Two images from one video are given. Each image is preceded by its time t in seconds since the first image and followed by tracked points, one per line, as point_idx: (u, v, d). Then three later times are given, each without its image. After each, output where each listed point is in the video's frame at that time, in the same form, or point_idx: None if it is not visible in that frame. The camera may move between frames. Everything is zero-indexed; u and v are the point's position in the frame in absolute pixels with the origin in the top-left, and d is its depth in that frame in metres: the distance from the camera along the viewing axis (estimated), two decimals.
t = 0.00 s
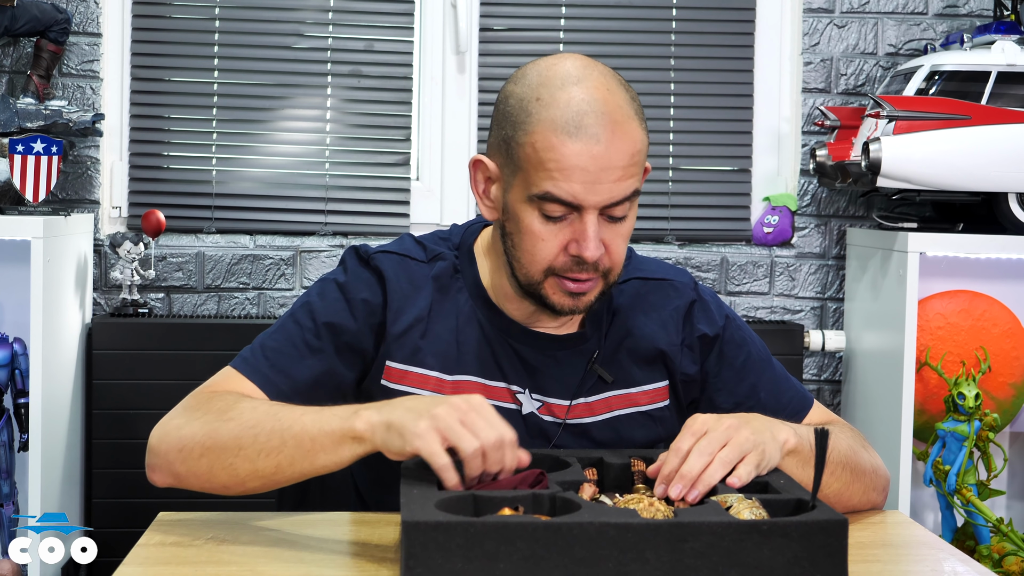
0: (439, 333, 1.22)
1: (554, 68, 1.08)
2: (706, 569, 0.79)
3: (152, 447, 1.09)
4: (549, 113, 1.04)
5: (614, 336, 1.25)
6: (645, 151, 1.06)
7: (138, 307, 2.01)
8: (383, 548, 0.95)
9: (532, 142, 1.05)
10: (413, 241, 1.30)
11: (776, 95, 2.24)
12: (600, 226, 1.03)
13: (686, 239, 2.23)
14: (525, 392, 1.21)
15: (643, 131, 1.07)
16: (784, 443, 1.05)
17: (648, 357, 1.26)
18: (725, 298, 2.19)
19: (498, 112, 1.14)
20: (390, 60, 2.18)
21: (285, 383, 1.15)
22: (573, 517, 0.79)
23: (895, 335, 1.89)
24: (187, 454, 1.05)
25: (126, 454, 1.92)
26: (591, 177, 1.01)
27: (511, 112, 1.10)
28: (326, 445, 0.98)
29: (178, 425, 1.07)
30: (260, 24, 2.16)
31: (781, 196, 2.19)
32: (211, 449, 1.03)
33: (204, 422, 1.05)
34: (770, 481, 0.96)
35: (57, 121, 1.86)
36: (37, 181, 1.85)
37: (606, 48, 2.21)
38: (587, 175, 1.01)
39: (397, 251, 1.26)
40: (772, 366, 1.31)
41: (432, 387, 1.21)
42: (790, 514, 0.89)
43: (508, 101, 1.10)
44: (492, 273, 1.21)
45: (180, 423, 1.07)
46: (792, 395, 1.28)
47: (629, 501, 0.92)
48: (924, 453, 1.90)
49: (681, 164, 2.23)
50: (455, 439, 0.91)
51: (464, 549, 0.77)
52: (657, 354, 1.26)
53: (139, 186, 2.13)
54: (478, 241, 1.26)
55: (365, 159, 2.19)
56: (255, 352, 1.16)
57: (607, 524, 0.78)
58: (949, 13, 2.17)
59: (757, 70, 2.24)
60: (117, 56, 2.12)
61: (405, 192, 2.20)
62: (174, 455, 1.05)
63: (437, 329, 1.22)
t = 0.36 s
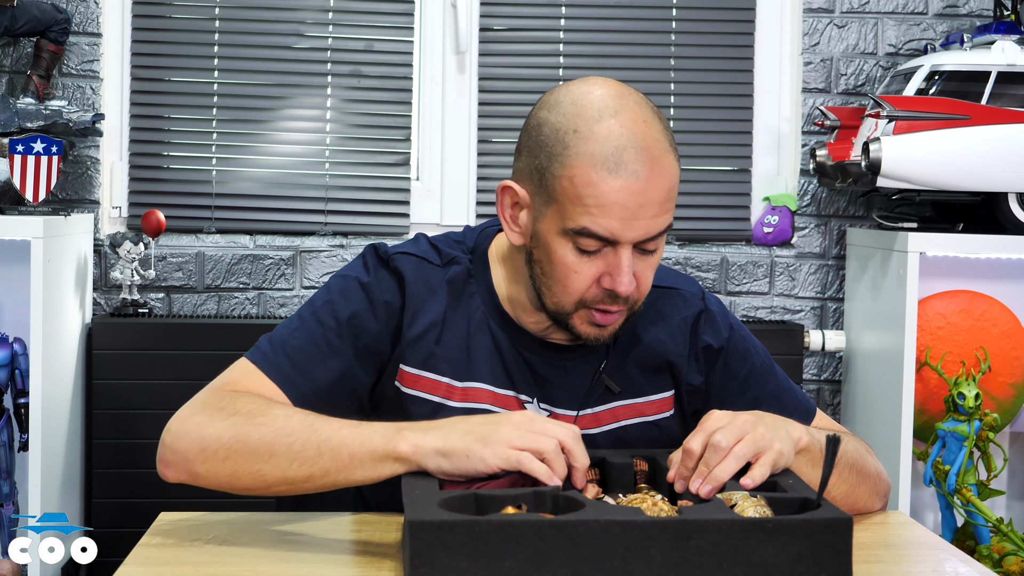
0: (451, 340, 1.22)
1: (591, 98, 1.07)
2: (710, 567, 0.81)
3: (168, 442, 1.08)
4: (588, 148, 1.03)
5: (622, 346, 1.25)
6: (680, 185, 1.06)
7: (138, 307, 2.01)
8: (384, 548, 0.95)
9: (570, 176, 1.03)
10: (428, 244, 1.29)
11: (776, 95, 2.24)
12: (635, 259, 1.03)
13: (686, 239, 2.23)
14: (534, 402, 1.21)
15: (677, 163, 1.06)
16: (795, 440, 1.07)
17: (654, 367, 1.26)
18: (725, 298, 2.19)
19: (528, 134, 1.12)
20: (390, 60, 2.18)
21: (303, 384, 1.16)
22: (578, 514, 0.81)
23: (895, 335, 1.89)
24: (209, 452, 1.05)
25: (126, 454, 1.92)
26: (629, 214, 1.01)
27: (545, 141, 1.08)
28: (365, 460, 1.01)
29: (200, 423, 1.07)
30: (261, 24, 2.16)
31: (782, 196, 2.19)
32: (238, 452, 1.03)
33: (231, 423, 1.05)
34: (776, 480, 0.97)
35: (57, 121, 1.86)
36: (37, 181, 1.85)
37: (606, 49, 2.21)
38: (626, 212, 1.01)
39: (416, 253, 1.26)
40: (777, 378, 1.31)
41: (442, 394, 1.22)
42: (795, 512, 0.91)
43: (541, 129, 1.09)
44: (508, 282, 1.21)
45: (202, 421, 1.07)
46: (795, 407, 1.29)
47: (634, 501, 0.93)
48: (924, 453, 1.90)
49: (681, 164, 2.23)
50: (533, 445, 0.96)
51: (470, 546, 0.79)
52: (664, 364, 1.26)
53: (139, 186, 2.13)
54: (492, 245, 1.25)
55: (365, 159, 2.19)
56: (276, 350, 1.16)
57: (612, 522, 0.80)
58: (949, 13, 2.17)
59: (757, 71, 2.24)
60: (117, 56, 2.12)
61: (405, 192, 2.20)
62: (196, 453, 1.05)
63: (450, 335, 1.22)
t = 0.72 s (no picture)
0: (459, 345, 1.23)
1: (616, 114, 1.07)
2: (715, 564, 0.81)
3: (166, 437, 1.09)
4: (617, 163, 1.03)
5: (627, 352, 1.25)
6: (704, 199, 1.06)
7: (138, 307, 2.01)
8: (384, 548, 0.95)
9: (598, 191, 1.04)
10: (438, 246, 1.29)
11: (776, 95, 2.24)
12: (661, 274, 1.03)
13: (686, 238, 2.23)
14: (539, 408, 1.22)
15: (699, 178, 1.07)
16: (792, 427, 1.07)
17: (657, 374, 1.27)
18: (725, 298, 2.19)
19: (549, 150, 1.13)
20: (390, 60, 2.18)
21: (308, 390, 1.16)
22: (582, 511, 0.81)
23: (895, 335, 1.89)
24: (206, 451, 1.05)
25: (126, 454, 1.92)
26: (658, 229, 1.01)
27: (570, 157, 1.08)
28: (362, 463, 1.01)
29: (197, 419, 1.07)
30: (261, 24, 2.16)
31: (782, 196, 2.19)
32: (234, 450, 1.04)
33: (229, 422, 1.05)
34: (778, 479, 0.97)
35: (57, 121, 1.86)
36: (37, 181, 1.85)
37: (606, 49, 2.21)
38: (656, 227, 1.01)
39: (425, 257, 1.26)
40: (782, 379, 1.30)
41: (448, 398, 1.22)
42: (798, 510, 0.91)
43: (566, 145, 1.09)
44: (518, 291, 1.21)
45: (200, 417, 1.07)
46: (801, 406, 1.28)
47: (637, 500, 0.93)
48: (924, 453, 1.90)
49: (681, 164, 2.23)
50: (529, 451, 0.95)
51: (476, 543, 0.79)
52: (667, 370, 1.27)
53: (139, 186, 2.13)
54: (502, 252, 1.26)
55: (365, 159, 2.19)
56: (283, 353, 1.15)
57: (617, 518, 0.80)
58: (949, 13, 2.17)
59: (757, 71, 2.24)
60: (117, 56, 2.12)
61: (405, 192, 2.20)
62: (193, 449, 1.06)
63: (456, 339, 1.23)
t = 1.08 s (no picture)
0: (464, 346, 1.22)
1: (638, 114, 1.08)
2: (714, 565, 0.81)
3: (169, 436, 1.09)
4: (640, 163, 1.03)
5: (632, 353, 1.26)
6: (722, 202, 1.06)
7: (138, 307, 2.01)
8: (384, 548, 0.95)
9: (620, 190, 1.03)
10: (444, 247, 1.29)
11: (776, 95, 2.24)
12: (677, 275, 1.04)
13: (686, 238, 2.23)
14: (543, 409, 1.22)
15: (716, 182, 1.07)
16: (793, 435, 1.07)
17: (663, 373, 1.27)
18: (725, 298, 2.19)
19: (569, 148, 1.13)
20: (390, 60, 2.18)
21: (312, 391, 1.16)
22: (581, 515, 0.81)
23: (895, 335, 1.89)
24: (210, 452, 1.05)
25: (126, 454, 1.92)
26: (678, 230, 1.01)
27: (591, 155, 1.08)
28: (365, 464, 1.01)
29: (201, 420, 1.07)
30: (261, 24, 2.16)
31: (782, 196, 2.19)
32: (238, 451, 1.04)
33: (232, 423, 1.05)
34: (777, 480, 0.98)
35: (57, 121, 1.86)
36: (37, 181, 1.85)
37: (606, 49, 2.21)
38: (676, 228, 1.01)
39: (431, 257, 1.26)
40: (787, 376, 1.31)
41: (452, 399, 1.22)
42: (797, 509, 0.91)
43: (588, 143, 1.09)
44: (525, 292, 1.22)
45: (203, 417, 1.07)
46: (806, 403, 1.29)
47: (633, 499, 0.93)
48: (925, 453, 1.90)
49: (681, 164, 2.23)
50: (532, 453, 0.96)
51: (474, 547, 0.79)
52: (673, 369, 1.27)
53: (139, 186, 2.13)
54: (508, 252, 1.26)
55: (365, 159, 2.19)
56: (287, 354, 1.15)
57: (616, 522, 0.80)
58: (949, 13, 2.17)
59: (757, 71, 2.24)
60: (117, 56, 2.12)
61: (405, 192, 2.20)
62: (196, 450, 1.06)
63: (461, 340, 1.22)
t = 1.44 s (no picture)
0: (466, 346, 1.22)
1: (647, 114, 1.07)
2: (714, 566, 0.81)
3: (170, 434, 1.09)
4: (650, 162, 1.03)
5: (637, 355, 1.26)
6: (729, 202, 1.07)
7: (138, 307, 2.01)
8: (385, 549, 0.95)
9: (629, 190, 1.03)
10: (447, 246, 1.29)
11: (776, 95, 2.24)
12: (685, 275, 1.04)
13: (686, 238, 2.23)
14: (545, 409, 1.22)
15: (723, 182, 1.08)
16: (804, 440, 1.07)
17: (668, 376, 1.27)
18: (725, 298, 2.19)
19: (577, 147, 1.12)
20: (390, 60, 2.18)
21: (313, 390, 1.16)
22: (582, 514, 0.81)
23: (895, 335, 1.89)
24: (210, 451, 1.05)
25: (126, 454, 1.92)
26: (688, 230, 1.01)
27: (600, 154, 1.08)
28: (364, 466, 1.01)
29: (202, 419, 1.07)
30: (261, 24, 2.16)
31: (781, 196, 2.19)
32: (238, 451, 1.04)
33: (233, 422, 1.05)
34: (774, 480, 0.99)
35: (57, 121, 1.86)
36: (37, 181, 1.85)
37: (606, 49, 2.21)
38: (686, 228, 1.01)
39: (433, 257, 1.26)
40: (791, 384, 1.31)
41: (454, 399, 1.22)
42: (796, 512, 0.91)
43: (596, 143, 1.09)
44: (528, 292, 1.22)
45: (204, 416, 1.07)
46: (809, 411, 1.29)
47: (632, 501, 0.93)
48: (925, 453, 1.91)
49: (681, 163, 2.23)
50: (532, 453, 0.96)
51: (475, 546, 0.79)
52: (678, 373, 1.28)
53: (139, 186, 2.13)
54: (511, 252, 1.26)
55: (365, 159, 2.19)
56: (288, 353, 1.15)
57: (617, 522, 0.80)
58: (949, 13, 2.17)
59: (757, 71, 2.24)
60: (117, 56, 2.12)
61: (405, 192, 2.20)
62: (197, 449, 1.06)
63: (463, 339, 1.22)
